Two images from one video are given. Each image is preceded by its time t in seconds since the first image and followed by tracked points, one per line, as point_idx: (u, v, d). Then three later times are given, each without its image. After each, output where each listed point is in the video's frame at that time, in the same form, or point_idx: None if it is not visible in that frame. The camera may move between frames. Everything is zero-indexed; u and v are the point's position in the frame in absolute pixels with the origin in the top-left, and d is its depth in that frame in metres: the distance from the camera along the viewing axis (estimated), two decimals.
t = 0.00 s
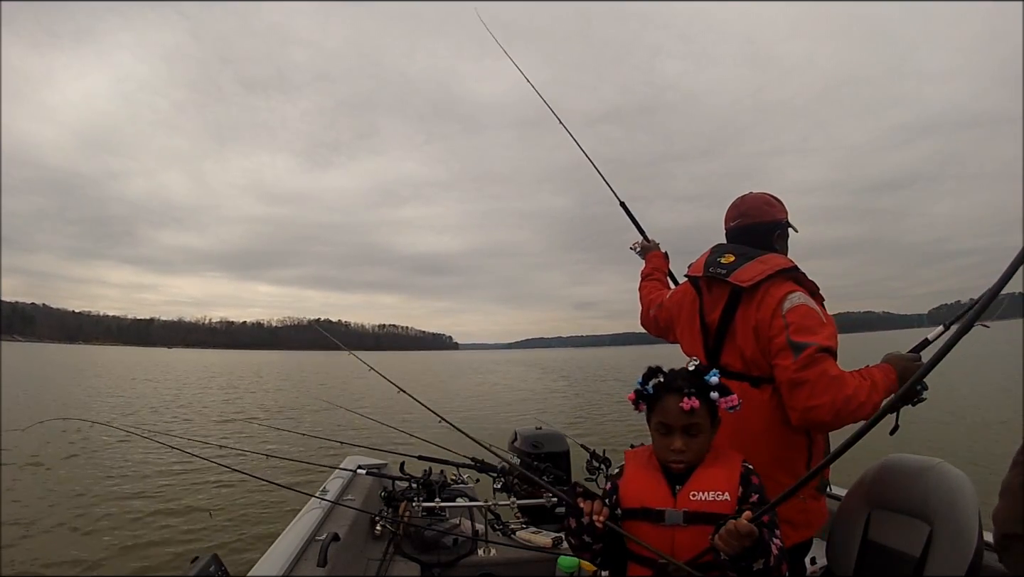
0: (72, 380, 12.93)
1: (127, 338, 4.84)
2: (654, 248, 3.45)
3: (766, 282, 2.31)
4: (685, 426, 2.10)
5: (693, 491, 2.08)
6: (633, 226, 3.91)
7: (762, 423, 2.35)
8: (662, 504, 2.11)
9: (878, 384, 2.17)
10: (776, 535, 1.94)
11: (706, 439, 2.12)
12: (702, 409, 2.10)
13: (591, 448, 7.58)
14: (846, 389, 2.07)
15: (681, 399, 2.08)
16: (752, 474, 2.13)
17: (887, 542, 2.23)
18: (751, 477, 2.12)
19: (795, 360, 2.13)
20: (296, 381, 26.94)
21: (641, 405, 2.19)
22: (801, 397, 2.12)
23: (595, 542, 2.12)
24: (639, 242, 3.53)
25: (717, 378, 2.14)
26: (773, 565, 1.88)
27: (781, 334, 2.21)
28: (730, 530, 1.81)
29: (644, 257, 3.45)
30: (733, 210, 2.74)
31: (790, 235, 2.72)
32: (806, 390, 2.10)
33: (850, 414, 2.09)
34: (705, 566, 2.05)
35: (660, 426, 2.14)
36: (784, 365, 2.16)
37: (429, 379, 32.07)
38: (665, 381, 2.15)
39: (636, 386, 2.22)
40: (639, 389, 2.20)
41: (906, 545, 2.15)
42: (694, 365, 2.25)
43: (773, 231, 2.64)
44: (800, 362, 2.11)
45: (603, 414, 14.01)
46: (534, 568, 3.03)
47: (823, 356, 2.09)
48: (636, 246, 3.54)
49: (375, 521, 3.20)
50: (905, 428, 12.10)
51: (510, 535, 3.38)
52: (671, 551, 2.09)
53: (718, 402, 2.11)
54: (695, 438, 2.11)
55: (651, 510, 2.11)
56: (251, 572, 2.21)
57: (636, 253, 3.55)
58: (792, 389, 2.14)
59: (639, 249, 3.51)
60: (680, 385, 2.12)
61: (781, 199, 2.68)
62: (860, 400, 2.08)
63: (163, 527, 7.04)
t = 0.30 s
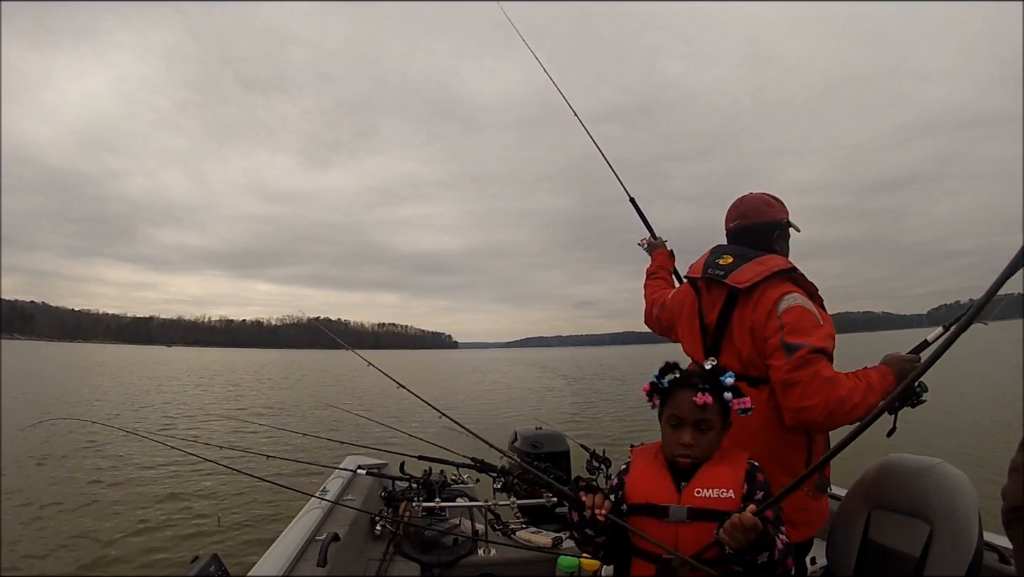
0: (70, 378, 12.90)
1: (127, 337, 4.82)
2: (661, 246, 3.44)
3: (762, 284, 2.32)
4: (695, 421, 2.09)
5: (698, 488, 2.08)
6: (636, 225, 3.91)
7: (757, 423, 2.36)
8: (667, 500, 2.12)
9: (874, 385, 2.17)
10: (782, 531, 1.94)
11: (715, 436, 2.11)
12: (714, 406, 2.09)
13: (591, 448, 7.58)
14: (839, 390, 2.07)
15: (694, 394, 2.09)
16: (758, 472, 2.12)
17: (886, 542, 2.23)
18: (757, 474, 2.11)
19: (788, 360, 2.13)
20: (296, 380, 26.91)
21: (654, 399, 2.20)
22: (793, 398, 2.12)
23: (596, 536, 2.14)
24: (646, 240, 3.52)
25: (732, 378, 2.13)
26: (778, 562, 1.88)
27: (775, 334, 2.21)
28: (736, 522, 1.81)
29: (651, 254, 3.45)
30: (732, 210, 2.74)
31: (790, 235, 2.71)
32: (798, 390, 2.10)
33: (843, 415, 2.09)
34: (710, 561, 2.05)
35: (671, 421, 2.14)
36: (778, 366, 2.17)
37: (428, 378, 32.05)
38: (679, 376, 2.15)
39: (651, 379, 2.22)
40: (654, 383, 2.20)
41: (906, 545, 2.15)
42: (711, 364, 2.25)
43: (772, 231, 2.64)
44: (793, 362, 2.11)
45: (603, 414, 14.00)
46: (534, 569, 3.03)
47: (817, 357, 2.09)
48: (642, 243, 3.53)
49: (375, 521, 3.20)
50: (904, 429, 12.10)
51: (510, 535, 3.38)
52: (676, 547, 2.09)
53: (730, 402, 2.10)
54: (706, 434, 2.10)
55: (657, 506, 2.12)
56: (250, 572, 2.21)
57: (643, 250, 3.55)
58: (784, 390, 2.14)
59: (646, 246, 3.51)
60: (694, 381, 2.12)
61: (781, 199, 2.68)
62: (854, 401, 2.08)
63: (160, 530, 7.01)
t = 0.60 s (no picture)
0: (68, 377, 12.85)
1: (126, 337, 4.81)
2: (661, 248, 3.44)
3: (757, 283, 2.32)
4: (702, 421, 2.09)
5: (702, 486, 2.08)
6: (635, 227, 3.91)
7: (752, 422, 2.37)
8: (671, 498, 2.12)
9: (869, 384, 2.17)
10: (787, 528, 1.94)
11: (721, 436, 2.11)
12: (720, 406, 2.09)
13: (590, 448, 7.59)
14: (832, 389, 2.07)
15: (701, 393, 2.08)
16: (762, 470, 2.12)
17: (886, 542, 2.23)
18: (761, 472, 2.11)
19: (781, 359, 2.13)
20: (295, 380, 26.88)
21: (660, 398, 2.19)
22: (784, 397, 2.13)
23: (596, 532, 2.15)
24: (646, 243, 3.53)
25: (737, 378, 2.13)
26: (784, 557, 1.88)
27: (768, 334, 2.21)
28: (744, 518, 1.82)
29: (651, 257, 3.45)
30: (729, 211, 2.75)
31: (788, 235, 2.71)
32: (791, 389, 2.10)
33: (836, 413, 2.09)
34: (715, 559, 2.04)
35: (677, 420, 2.13)
36: (770, 365, 2.17)
37: (428, 377, 32.05)
38: (685, 377, 2.15)
39: (657, 378, 2.22)
40: (660, 383, 2.20)
41: (906, 545, 2.15)
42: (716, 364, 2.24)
43: (769, 231, 2.64)
44: (784, 361, 2.11)
45: (602, 413, 14.01)
46: (534, 568, 3.04)
47: (810, 356, 2.09)
48: (643, 246, 3.53)
49: (375, 521, 3.20)
50: (903, 428, 12.12)
51: (510, 535, 3.38)
52: (680, 545, 2.09)
53: (735, 403, 2.11)
54: (712, 434, 2.10)
55: (660, 503, 2.12)
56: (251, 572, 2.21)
57: (644, 253, 3.55)
58: (777, 389, 2.14)
59: (646, 250, 3.52)
60: (701, 381, 2.11)
61: (778, 198, 2.67)
62: (847, 400, 2.08)
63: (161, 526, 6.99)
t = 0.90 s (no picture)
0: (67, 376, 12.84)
1: (126, 337, 4.81)
2: (653, 254, 3.45)
3: (752, 283, 2.32)
4: (712, 420, 2.08)
5: (707, 488, 2.09)
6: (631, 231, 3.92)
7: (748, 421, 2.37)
8: (676, 500, 2.12)
9: (864, 382, 2.17)
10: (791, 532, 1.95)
11: (729, 437, 2.11)
12: (729, 406, 2.09)
13: (590, 448, 7.60)
14: (827, 387, 2.07)
15: (712, 393, 2.07)
16: (766, 474, 2.13)
17: (886, 542, 2.24)
18: (765, 476, 2.12)
19: (776, 357, 2.13)
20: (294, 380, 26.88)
21: (666, 398, 2.18)
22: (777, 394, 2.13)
23: (595, 533, 2.15)
24: (638, 250, 3.55)
25: (741, 378, 2.13)
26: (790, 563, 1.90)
27: (764, 333, 2.21)
28: (751, 524, 1.81)
29: (643, 264, 3.46)
30: (723, 212, 2.75)
31: (782, 235, 2.72)
32: (786, 387, 2.09)
33: (831, 411, 2.09)
34: (719, 563, 2.03)
35: (686, 421, 2.12)
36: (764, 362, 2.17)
37: (427, 377, 32.06)
38: (692, 376, 2.13)
39: (663, 379, 2.20)
40: (667, 382, 2.18)
41: (906, 545, 2.16)
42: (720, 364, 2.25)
43: (763, 232, 2.64)
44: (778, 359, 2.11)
45: (602, 413, 14.01)
46: (535, 568, 3.04)
47: (805, 354, 2.09)
48: (635, 253, 3.55)
49: (375, 521, 3.20)
50: (903, 428, 12.15)
51: (510, 535, 3.38)
52: (683, 547, 2.09)
53: (741, 402, 2.10)
54: (721, 434, 2.10)
55: (664, 506, 2.12)
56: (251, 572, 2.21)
57: (636, 260, 3.56)
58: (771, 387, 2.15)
59: (639, 257, 3.53)
60: (710, 380, 2.11)
61: (772, 199, 2.68)
62: (842, 397, 2.08)
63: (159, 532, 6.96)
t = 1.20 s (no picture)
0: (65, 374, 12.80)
1: (125, 335, 4.80)
2: (651, 258, 3.46)
3: (751, 284, 2.32)
4: (716, 431, 2.07)
5: (709, 491, 2.09)
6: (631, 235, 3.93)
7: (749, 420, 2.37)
8: (677, 503, 2.12)
9: (862, 377, 2.18)
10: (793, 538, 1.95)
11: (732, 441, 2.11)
12: (732, 412, 2.08)
13: (589, 449, 7.60)
14: (827, 385, 2.07)
15: (715, 404, 2.05)
16: (767, 476, 2.13)
17: (887, 542, 2.24)
18: (767, 478, 2.12)
19: (777, 357, 2.13)
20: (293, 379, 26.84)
21: (669, 408, 2.15)
22: (777, 391, 2.13)
23: (590, 529, 2.18)
24: (636, 255, 3.55)
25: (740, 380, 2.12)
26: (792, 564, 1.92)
27: (764, 333, 2.21)
28: (756, 533, 1.82)
29: (642, 267, 3.46)
30: (722, 214, 2.76)
31: (779, 236, 2.72)
32: (788, 386, 2.10)
33: (832, 408, 2.10)
34: (718, 565, 2.05)
35: (689, 432, 2.10)
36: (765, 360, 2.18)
37: (426, 377, 32.07)
38: (693, 383, 2.09)
39: (663, 390, 2.17)
40: (667, 393, 2.15)
41: (907, 546, 2.17)
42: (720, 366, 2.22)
43: (761, 233, 2.64)
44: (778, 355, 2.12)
45: (601, 414, 14.02)
46: (535, 569, 3.04)
47: (805, 353, 2.10)
48: (632, 258, 3.55)
49: (375, 521, 3.19)
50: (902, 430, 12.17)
51: (510, 535, 3.38)
52: (683, 549, 2.10)
53: (742, 405, 2.10)
54: (725, 441, 2.09)
55: (666, 508, 2.12)
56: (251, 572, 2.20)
57: (633, 265, 3.57)
58: (772, 384, 2.15)
59: (636, 262, 3.53)
60: (712, 389, 2.06)
61: (769, 200, 2.67)
62: (842, 394, 2.09)
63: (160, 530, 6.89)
